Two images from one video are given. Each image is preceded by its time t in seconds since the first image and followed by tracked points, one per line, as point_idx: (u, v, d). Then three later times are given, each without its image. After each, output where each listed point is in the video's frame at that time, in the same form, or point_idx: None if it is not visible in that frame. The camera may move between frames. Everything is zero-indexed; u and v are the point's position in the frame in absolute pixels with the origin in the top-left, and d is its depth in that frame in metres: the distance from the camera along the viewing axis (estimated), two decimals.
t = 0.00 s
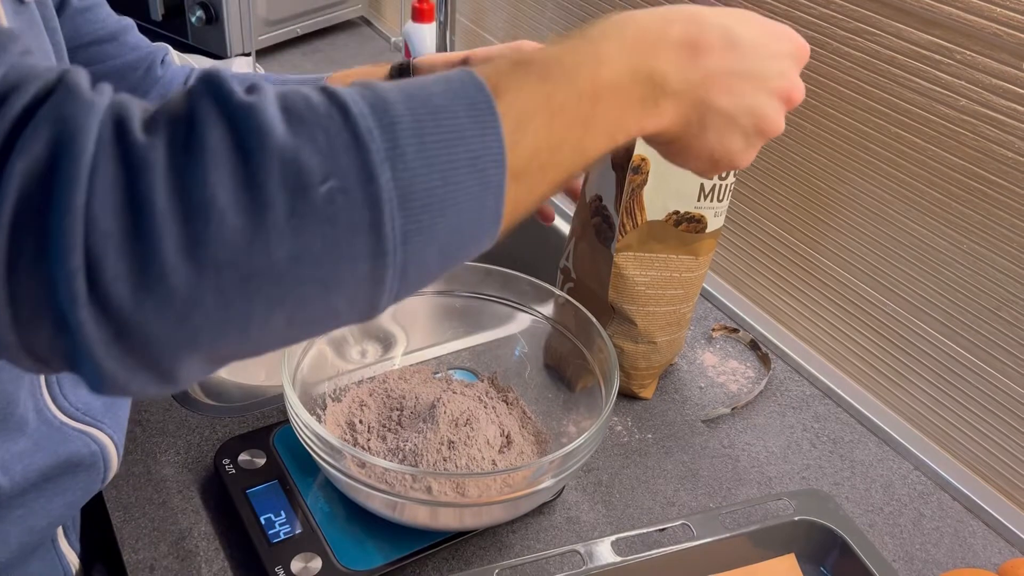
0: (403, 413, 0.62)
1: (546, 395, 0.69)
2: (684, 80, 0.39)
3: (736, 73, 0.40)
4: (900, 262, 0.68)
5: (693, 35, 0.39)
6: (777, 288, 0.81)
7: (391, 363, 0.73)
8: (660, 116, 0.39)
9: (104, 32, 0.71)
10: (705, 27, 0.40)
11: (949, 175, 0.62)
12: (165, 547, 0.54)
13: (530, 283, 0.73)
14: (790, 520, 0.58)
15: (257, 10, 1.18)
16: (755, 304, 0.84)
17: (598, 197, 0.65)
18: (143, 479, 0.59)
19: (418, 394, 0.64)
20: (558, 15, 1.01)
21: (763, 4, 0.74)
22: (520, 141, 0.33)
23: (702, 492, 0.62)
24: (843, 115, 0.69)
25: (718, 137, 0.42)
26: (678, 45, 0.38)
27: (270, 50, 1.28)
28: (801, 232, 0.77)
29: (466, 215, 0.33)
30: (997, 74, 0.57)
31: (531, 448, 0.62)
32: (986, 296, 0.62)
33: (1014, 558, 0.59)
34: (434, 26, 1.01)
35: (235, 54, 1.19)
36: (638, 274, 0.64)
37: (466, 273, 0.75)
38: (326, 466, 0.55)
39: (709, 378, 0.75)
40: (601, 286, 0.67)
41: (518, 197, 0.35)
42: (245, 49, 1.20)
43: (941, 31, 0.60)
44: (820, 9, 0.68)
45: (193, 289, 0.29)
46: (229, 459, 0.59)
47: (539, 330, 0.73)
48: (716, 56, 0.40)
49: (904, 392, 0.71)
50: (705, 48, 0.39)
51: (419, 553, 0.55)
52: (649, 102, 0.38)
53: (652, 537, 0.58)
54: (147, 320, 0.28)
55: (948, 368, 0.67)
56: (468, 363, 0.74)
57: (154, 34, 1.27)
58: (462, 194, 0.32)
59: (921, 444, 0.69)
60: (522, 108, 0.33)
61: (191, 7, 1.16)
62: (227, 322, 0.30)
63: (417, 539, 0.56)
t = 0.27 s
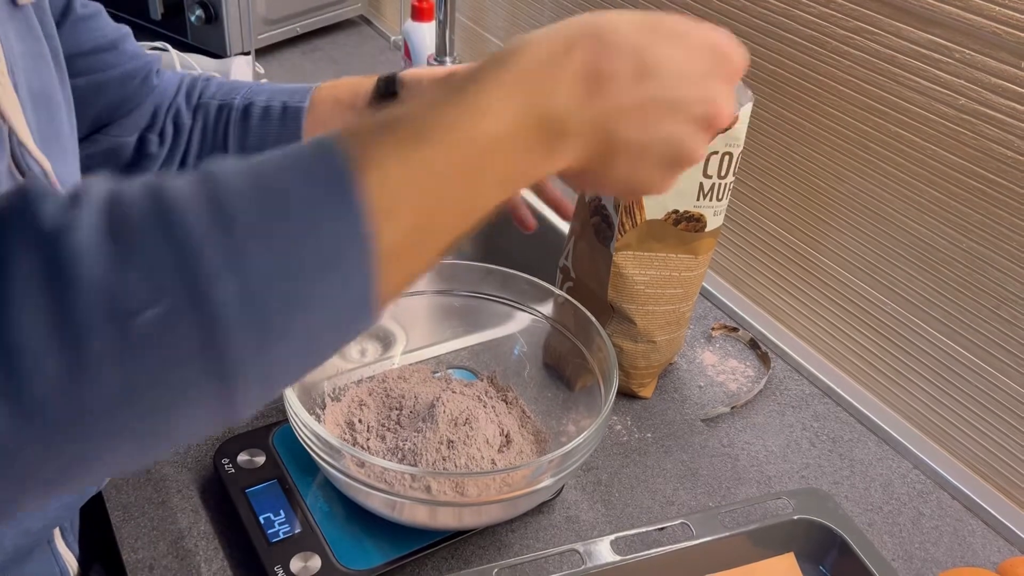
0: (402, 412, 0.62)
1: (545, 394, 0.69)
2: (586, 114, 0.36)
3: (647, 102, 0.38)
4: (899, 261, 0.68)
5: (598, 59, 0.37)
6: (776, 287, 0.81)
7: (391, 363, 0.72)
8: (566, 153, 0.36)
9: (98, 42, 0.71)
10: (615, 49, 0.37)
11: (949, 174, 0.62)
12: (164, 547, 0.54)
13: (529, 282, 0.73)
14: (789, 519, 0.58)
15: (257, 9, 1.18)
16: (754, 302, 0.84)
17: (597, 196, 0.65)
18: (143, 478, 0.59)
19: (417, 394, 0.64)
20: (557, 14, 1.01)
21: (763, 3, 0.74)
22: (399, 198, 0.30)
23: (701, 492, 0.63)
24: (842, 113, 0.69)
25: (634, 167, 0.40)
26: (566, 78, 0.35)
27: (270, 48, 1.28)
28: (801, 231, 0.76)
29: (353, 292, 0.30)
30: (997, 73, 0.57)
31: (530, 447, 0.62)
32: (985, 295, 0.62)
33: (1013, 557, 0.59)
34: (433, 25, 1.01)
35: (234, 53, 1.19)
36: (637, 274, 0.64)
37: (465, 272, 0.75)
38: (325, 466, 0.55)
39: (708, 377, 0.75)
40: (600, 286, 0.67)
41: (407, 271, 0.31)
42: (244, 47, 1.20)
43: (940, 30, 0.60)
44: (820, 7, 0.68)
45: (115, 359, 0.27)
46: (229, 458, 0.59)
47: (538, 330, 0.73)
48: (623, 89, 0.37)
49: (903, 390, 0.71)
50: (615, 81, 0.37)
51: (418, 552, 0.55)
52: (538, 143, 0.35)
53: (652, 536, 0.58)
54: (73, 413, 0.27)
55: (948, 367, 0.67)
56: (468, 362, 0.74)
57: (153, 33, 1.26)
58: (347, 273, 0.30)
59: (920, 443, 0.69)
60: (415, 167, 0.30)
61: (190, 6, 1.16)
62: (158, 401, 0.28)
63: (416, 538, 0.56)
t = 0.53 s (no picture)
0: (403, 411, 0.62)
1: (546, 393, 0.69)
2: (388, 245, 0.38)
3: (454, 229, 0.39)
4: (902, 260, 0.68)
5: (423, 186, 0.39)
6: (778, 285, 0.81)
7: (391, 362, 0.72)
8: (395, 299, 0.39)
9: (90, 69, 0.72)
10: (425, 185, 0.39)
11: (952, 172, 0.62)
12: (165, 546, 0.54)
13: (529, 281, 0.72)
14: (791, 518, 0.58)
15: (257, 8, 1.18)
16: (755, 301, 0.84)
17: (599, 195, 0.65)
18: (144, 478, 0.59)
19: (418, 393, 0.64)
20: (558, 12, 1.01)
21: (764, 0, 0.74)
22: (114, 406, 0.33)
23: (703, 491, 0.62)
24: (844, 111, 0.69)
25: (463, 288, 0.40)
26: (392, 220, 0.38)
27: (269, 47, 1.28)
28: (803, 230, 0.76)
29: None
30: (1000, 71, 0.57)
31: (532, 447, 0.62)
32: (988, 294, 0.62)
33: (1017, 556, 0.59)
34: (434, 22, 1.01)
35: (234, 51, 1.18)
36: (639, 272, 0.64)
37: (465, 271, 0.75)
38: (326, 465, 0.55)
39: (710, 376, 0.74)
40: (601, 284, 0.67)
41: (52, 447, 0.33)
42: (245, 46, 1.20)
43: (944, 28, 0.59)
44: (821, 5, 0.68)
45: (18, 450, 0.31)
46: (230, 458, 0.59)
47: (539, 329, 0.72)
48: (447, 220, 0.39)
49: (905, 389, 0.71)
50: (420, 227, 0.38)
51: (419, 552, 0.55)
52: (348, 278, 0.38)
53: (654, 536, 0.57)
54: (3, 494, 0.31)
55: (951, 365, 0.66)
56: (469, 362, 0.74)
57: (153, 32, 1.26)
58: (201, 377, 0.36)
59: (922, 442, 0.69)
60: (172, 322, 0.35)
61: (190, 5, 1.16)
62: (42, 491, 0.32)
63: (417, 538, 0.56)
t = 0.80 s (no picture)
0: (403, 410, 0.62)
1: (547, 392, 0.69)
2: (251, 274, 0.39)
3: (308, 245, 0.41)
4: (903, 257, 0.68)
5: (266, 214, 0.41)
6: (779, 283, 0.81)
7: (391, 361, 0.73)
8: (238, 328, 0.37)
9: (85, 78, 0.71)
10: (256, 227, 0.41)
11: (953, 169, 0.62)
12: (165, 546, 0.54)
13: (530, 279, 0.72)
14: (793, 518, 0.58)
15: (256, 6, 1.17)
16: (757, 299, 0.84)
17: (600, 192, 0.64)
18: (143, 477, 0.59)
19: (418, 392, 0.64)
20: (558, 9, 1.00)
21: None
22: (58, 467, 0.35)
23: (705, 490, 0.62)
24: (845, 109, 0.68)
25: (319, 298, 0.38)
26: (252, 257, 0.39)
27: (269, 45, 1.28)
28: (805, 227, 0.76)
29: None
30: (1003, 68, 0.57)
31: (532, 445, 0.61)
32: (990, 291, 0.62)
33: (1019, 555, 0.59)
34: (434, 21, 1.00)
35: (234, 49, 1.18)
36: (640, 270, 0.64)
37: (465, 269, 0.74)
38: (326, 464, 0.54)
39: (711, 375, 0.74)
40: (602, 282, 0.67)
41: None
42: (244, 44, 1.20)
43: (946, 24, 0.59)
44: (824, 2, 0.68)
45: None
46: (230, 457, 0.59)
47: (539, 327, 0.72)
48: (277, 235, 0.41)
49: (907, 387, 0.71)
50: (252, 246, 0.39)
51: (420, 551, 0.55)
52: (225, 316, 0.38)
53: (655, 536, 0.57)
54: None
55: (953, 362, 0.66)
56: (469, 360, 0.73)
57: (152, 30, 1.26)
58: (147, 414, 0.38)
59: (923, 440, 0.68)
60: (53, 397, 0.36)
61: (190, 3, 1.16)
62: None
63: (417, 537, 0.55)
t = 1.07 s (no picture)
0: (402, 408, 0.62)
1: (547, 390, 0.69)
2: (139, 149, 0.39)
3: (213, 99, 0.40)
4: (905, 254, 0.67)
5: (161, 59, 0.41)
6: (780, 280, 0.81)
7: (390, 359, 0.72)
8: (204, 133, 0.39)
9: (72, 76, 0.71)
10: (176, 80, 0.40)
11: (954, 166, 0.61)
12: (163, 545, 0.54)
13: (530, 277, 0.72)
14: (794, 516, 0.57)
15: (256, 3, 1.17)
16: (758, 297, 0.83)
17: (600, 189, 0.64)
18: (141, 476, 0.59)
19: (417, 390, 0.64)
20: (559, 6, 1.00)
21: None
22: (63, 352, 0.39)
23: (705, 488, 0.62)
24: (847, 105, 0.68)
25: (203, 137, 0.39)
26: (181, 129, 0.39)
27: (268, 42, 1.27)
28: (806, 224, 0.76)
29: None
30: (1005, 63, 0.56)
31: (532, 443, 0.61)
32: (993, 288, 0.61)
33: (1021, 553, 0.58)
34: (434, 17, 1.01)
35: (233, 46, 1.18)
36: (640, 267, 0.63)
37: (464, 266, 0.74)
38: (325, 462, 0.54)
39: (712, 372, 0.74)
40: (602, 279, 0.66)
41: None
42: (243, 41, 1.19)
43: (948, 20, 0.59)
44: None
45: None
46: (229, 455, 0.59)
47: (539, 325, 0.72)
48: (192, 93, 0.40)
49: (909, 384, 0.71)
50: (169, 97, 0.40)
51: (419, 550, 0.54)
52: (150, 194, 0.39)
53: (656, 534, 0.57)
54: None
55: (955, 359, 0.66)
56: (469, 358, 0.73)
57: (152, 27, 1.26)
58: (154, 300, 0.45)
59: (925, 437, 0.68)
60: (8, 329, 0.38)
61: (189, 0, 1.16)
62: None
63: (417, 536, 0.55)
